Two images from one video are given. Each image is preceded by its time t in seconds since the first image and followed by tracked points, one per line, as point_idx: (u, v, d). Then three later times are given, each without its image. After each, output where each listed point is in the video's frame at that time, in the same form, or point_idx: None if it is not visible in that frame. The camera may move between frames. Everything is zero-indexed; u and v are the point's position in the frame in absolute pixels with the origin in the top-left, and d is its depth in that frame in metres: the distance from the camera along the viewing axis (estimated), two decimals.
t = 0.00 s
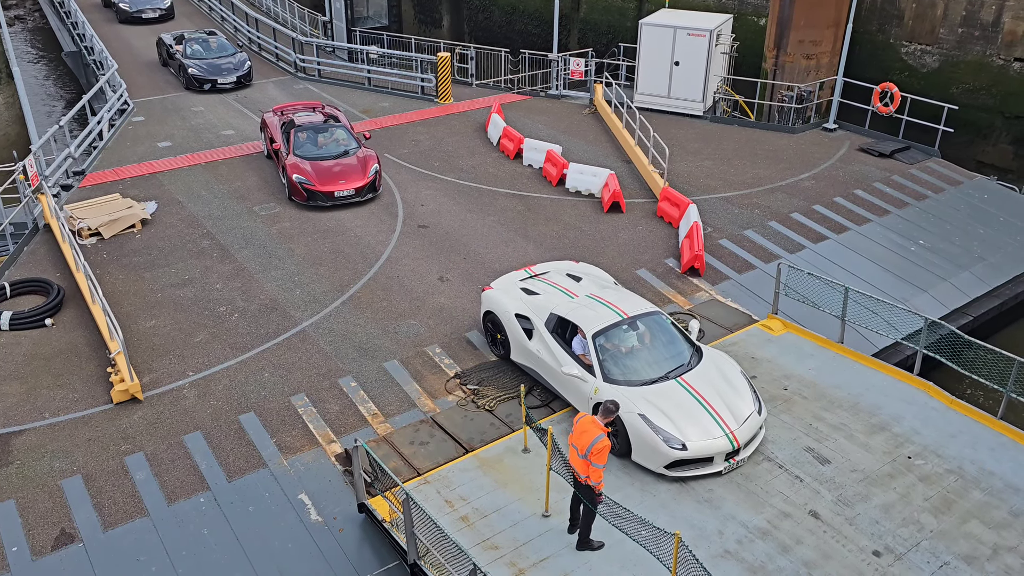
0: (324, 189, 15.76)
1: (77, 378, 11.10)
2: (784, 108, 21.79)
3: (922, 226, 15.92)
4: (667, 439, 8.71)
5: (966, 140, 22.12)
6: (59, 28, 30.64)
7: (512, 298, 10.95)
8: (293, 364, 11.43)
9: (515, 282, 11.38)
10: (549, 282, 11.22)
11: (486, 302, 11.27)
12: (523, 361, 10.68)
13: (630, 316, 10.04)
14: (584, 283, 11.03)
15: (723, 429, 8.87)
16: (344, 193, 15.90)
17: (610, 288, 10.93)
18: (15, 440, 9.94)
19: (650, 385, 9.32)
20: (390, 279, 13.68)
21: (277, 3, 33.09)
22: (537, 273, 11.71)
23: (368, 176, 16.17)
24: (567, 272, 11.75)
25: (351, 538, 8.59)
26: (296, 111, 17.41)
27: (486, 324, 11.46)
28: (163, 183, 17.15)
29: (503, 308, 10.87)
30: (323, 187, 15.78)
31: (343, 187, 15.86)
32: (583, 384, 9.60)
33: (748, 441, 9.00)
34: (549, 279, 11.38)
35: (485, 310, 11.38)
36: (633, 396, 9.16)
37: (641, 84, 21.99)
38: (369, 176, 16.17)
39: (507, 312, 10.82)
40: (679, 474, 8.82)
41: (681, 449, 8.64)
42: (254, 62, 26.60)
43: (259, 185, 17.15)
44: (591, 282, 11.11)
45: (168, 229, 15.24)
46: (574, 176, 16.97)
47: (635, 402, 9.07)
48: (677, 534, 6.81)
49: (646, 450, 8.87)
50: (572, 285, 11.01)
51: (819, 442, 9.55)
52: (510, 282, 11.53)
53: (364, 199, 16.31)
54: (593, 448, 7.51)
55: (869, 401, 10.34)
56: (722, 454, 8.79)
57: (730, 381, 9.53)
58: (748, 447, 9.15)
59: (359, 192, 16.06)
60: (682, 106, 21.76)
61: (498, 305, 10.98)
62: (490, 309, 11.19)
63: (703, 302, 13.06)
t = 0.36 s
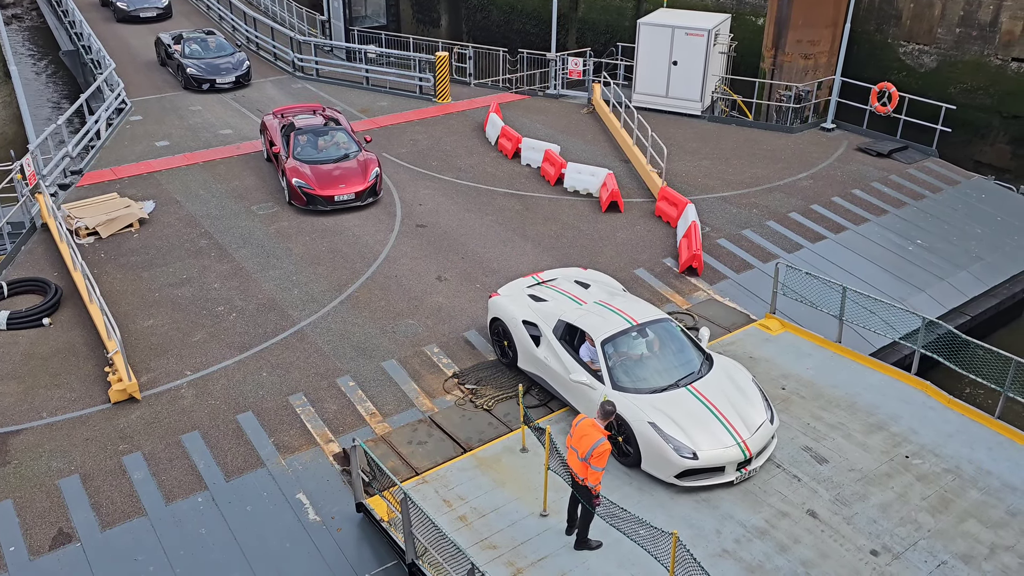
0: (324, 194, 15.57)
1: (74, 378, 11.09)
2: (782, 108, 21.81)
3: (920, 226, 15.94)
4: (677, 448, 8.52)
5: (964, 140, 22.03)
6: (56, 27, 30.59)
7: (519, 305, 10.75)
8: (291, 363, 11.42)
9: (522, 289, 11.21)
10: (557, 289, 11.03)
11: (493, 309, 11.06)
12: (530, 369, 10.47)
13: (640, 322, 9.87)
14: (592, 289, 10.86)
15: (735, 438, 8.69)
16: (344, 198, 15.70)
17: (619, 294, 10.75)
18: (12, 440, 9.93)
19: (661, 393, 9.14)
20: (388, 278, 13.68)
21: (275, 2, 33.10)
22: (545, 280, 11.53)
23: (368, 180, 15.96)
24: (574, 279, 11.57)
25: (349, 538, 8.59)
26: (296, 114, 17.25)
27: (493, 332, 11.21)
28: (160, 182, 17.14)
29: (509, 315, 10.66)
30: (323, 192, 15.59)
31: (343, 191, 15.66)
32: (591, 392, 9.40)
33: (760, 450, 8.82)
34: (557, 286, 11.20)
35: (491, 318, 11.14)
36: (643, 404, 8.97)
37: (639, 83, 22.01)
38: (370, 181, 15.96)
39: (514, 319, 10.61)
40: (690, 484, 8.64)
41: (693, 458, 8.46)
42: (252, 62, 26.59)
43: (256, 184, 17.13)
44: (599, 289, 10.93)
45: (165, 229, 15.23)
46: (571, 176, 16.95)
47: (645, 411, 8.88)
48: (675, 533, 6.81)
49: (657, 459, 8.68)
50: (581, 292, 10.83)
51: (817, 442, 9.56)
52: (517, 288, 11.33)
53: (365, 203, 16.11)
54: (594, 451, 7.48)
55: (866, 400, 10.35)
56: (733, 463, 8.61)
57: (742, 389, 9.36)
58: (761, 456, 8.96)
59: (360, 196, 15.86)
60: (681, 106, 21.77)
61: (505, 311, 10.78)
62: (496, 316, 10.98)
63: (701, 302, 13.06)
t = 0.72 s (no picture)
0: (326, 200, 15.29)
1: (72, 378, 11.08)
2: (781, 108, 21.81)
3: (918, 226, 15.95)
4: (691, 457, 8.39)
5: (961, 140, 22.21)
6: (53, 26, 30.53)
7: (526, 314, 10.59)
8: (289, 363, 11.41)
9: (529, 297, 11.06)
10: (565, 298, 10.89)
11: (499, 318, 10.88)
12: (538, 379, 10.31)
13: (650, 330, 9.75)
14: (601, 298, 10.73)
15: (749, 446, 8.58)
16: (346, 204, 15.43)
17: (629, 303, 10.62)
18: (10, 440, 9.92)
19: (673, 402, 9.00)
20: (386, 279, 13.66)
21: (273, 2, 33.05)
22: (552, 289, 11.39)
23: (371, 187, 15.71)
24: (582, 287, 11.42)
25: (348, 538, 8.58)
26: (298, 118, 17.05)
27: (501, 341, 11.02)
28: (159, 182, 17.12)
29: (517, 324, 10.49)
30: (324, 198, 15.31)
31: (345, 198, 15.40)
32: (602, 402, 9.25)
33: (775, 459, 8.70)
34: (565, 295, 11.05)
35: (498, 328, 10.95)
36: (656, 413, 8.83)
37: (638, 84, 22.00)
38: (372, 187, 15.72)
39: (522, 328, 10.44)
40: (704, 494, 8.50)
41: (707, 467, 8.33)
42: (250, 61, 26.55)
43: (255, 184, 17.12)
44: (608, 298, 10.80)
45: (164, 228, 15.22)
46: (570, 176, 16.93)
47: (658, 420, 8.74)
48: (675, 533, 6.81)
49: (670, 469, 8.54)
50: (589, 300, 10.69)
51: (815, 442, 9.57)
52: (523, 298, 11.17)
53: (368, 210, 15.87)
54: (591, 444, 7.55)
55: (864, 400, 10.36)
56: (748, 473, 8.48)
57: (755, 398, 9.25)
58: (776, 466, 8.82)
59: (362, 202, 15.62)
60: (679, 106, 21.77)
61: (512, 320, 10.61)
62: (502, 325, 10.81)
63: (699, 302, 13.06)
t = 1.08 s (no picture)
0: (329, 208, 14.96)
1: (71, 377, 11.07)
2: (780, 108, 21.82)
3: (916, 226, 15.98)
4: (706, 467, 8.24)
5: (960, 140, 22.22)
6: (52, 25, 30.49)
7: (535, 320, 10.40)
8: (288, 363, 11.41)
9: (536, 304, 10.89)
10: (573, 304, 10.71)
11: (507, 325, 10.70)
12: (547, 387, 10.15)
13: (661, 337, 9.58)
14: (609, 304, 10.58)
15: (765, 456, 8.43)
16: (350, 213, 15.10)
17: (638, 309, 10.46)
18: (9, 440, 9.91)
19: (686, 411, 8.84)
20: (385, 278, 13.66)
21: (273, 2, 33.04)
22: (559, 294, 11.22)
23: (375, 195, 15.37)
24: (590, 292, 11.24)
25: (346, 538, 8.59)
26: (301, 123, 16.74)
27: (508, 348, 10.83)
28: (158, 182, 17.11)
29: (525, 331, 10.31)
30: (328, 206, 14.98)
31: (349, 206, 15.06)
32: (614, 411, 9.08)
33: (791, 469, 8.57)
34: (573, 300, 10.89)
35: (506, 334, 10.78)
36: (669, 422, 8.67)
37: (637, 84, 22.00)
38: (376, 195, 15.37)
39: (530, 335, 10.26)
40: (720, 505, 8.35)
41: (722, 478, 8.18)
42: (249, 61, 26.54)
43: (254, 184, 17.11)
44: (617, 303, 10.63)
45: (163, 228, 15.21)
46: (569, 177, 16.93)
47: (671, 429, 8.58)
48: (675, 532, 6.82)
49: (685, 480, 8.38)
50: (598, 306, 10.52)
51: (814, 442, 9.57)
52: (531, 304, 10.99)
53: (372, 218, 15.53)
54: (589, 433, 7.59)
55: (863, 401, 10.37)
56: (764, 483, 8.33)
57: (769, 405, 9.10)
58: (791, 475, 8.70)
59: (366, 211, 15.28)
60: (679, 106, 21.78)
61: (519, 327, 10.44)
62: (510, 332, 10.63)
63: (698, 303, 13.06)
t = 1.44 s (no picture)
0: (334, 218, 14.57)
1: (71, 376, 11.06)
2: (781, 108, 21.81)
3: (916, 226, 15.98)
4: (719, 475, 8.12)
5: (960, 140, 22.22)
6: (52, 24, 30.46)
7: (542, 323, 10.28)
8: (288, 363, 11.40)
9: (542, 306, 10.76)
10: (581, 306, 10.58)
11: (514, 328, 10.57)
12: (555, 391, 10.04)
13: (670, 342, 9.47)
14: (617, 307, 10.47)
15: (778, 464, 8.31)
16: (355, 222, 14.69)
17: (646, 312, 10.35)
18: (9, 439, 9.91)
19: (697, 418, 8.73)
20: (385, 277, 13.66)
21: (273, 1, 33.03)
22: (566, 297, 11.09)
23: (381, 204, 14.98)
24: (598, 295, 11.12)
25: (346, 537, 8.58)
26: (305, 130, 16.47)
27: (514, 352, 10.72)
28: (158, 181, 17.11)
29: (532, 334, 10.18)
30: (333, 215, 14.59)
31: (354, 216, 14.66)
32: (624, 417, 8.97)
33: (804, 476, 8.46)
34: (580, 303, 10.76)
35: (512, 337, 10.64)
36: (680, 428, 8.56)
37: (638, 84, 21.99)
38: (383, 205, 14.98)
39: (537, 338, 10.14)
40: (732, 513, 8.22)
41: (735, 485, 8.06)
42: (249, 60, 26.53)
43: (254, 183, 17.10)
44: (625, 306, 10.52)
45: (163, 227, 15.20)
46: (570, 176, 16.93)
47: (682, 435, 8.46)
48: (675, 531, 6.84)
49: (696, 487, 8.26)
50: (606, 309, 10.40)
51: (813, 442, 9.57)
52: (538, 306, 10.85)
53: (378, 228, 15.12)
54: (593, 427, 7.70)
55: (863, 401, 10.36)
56: (776, 491, 8.20)
57: (781, 413, 8.99)
58: (804, 483, 8.58)
59: (372, 221, 14.88)
60: (679, 106, 21.77)
61: (526, 330, 10.30)
62: (517, 334, 10.50)
63: (698, 302, 13.06)
